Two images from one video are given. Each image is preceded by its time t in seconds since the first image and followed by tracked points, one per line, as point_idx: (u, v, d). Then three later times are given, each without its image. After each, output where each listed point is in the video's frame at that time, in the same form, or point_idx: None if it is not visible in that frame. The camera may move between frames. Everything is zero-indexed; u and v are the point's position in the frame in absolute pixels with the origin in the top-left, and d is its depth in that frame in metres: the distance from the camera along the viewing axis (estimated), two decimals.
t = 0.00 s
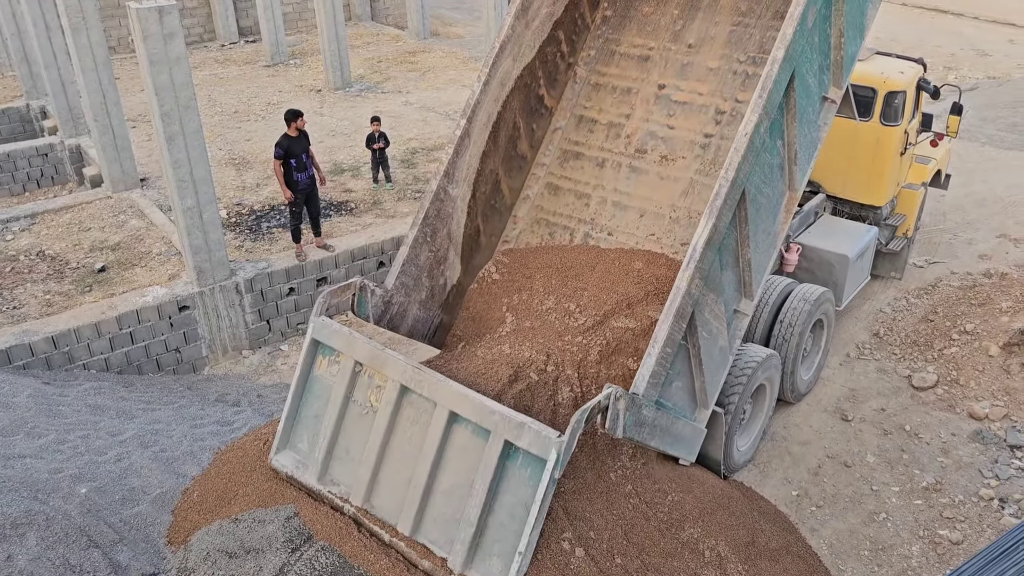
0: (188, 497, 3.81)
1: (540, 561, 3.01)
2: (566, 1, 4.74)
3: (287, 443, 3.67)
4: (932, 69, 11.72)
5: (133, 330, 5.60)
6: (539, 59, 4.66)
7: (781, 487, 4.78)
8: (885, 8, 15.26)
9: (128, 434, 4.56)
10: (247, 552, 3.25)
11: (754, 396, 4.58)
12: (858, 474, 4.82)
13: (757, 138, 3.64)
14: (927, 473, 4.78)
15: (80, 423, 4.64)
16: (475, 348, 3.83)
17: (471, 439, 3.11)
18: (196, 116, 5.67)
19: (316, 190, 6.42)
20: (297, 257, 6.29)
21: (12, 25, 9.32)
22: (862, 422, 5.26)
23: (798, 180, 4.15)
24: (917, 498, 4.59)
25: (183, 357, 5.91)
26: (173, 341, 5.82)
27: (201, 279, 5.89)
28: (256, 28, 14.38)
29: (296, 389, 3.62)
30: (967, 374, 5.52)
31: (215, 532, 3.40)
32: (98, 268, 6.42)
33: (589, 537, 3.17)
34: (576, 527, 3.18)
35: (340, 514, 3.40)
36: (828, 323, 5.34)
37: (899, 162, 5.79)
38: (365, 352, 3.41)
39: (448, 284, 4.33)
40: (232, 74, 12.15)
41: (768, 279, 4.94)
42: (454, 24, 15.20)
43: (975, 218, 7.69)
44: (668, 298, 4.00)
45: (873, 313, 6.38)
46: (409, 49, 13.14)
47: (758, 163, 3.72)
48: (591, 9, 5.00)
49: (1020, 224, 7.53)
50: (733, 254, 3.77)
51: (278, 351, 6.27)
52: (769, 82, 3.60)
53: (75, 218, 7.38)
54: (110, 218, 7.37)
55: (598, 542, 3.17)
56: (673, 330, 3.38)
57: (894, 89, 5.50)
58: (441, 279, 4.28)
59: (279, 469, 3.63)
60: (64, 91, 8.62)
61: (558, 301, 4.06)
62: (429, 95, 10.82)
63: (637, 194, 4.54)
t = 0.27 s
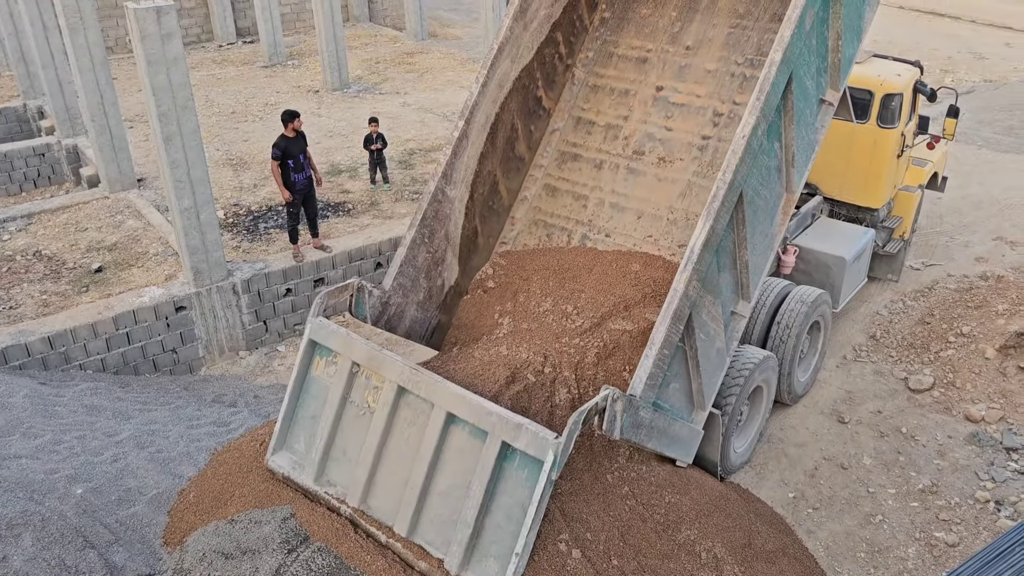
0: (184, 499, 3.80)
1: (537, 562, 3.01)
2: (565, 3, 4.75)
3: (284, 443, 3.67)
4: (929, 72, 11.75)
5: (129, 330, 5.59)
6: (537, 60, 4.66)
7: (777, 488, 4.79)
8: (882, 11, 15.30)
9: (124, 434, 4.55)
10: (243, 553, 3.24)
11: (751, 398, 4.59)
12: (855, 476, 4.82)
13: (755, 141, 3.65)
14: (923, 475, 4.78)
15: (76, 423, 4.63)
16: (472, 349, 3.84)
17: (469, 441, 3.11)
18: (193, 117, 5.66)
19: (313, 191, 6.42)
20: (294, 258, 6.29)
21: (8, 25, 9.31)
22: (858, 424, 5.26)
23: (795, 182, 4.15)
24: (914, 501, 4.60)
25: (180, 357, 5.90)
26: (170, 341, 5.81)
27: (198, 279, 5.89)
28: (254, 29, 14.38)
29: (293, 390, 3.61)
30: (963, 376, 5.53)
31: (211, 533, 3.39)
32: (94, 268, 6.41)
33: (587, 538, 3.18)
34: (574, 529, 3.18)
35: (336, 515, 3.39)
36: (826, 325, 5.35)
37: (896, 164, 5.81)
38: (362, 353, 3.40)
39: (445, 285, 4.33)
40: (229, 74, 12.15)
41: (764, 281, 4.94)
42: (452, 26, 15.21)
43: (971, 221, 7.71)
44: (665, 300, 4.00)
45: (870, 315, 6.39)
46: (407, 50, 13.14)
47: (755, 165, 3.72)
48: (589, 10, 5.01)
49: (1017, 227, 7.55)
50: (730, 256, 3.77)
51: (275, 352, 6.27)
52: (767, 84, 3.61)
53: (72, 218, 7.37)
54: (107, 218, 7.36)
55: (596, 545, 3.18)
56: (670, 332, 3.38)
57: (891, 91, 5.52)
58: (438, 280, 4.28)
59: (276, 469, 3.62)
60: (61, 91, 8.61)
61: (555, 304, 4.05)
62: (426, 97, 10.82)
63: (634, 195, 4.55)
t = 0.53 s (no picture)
0: (181, 498, 3.80)
1: (535, 562, 3.00)
2: (564, 2, 4.75)
3: (282, 442, 3.66)
4: (927, 73, 11.77)
5: (127, 329, 5.58)
6: (536, 60, 4.66)
7: (775, 488, 4.79)
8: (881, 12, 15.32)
9: (122, 433, 4.55)
10: (241, 553, 3.24)
11: (748, 398, 4.59)
12: (852, 476, 4.83)
13: (754, 141, 3.65)
14: (921, 475, 4.79)
15: (74, 422, 4.63)
16: (470, 348, 3.83)
17: (467, 440, 3.11)
18: (192, 116, 5.65)
19: (312, 190, 6.42)
20: (292, 257, 6.28)
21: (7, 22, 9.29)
22: (856, 424, 5.27)
23: (794, 182, 4.16)
24: (911, 501, 4.60)
25: (178, 356, 5.89)
26: (167, 340, 5.80)
27: (197, 278, 5.88)
28: (253, 27, 14.37)
29: (291, 389, 3.61)
30: (961, 377, 5.54)
31: (208, 533, 3.39)
32: (92, 267, 6.40)
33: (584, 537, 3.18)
34: (572, 528, 3.19)
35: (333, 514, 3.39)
36: (824, 326, 5.35)
37: (894, 165, 5.81)
38: (360, 352, 3.40)
39: (444, 284, 4.33)
40: (228, 73, 12.14)
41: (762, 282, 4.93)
42: (451, 25, 15.21)
43: (970, 222, 7.72)
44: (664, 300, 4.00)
45: (868, 315, 6.40)
46: (406, 49, 13.15)
47: (754, 165, 3.72)
48: (589, 10, 5.01)
49: (1015, 228, 7.56)
50: (729, 256, 3.77)
51: (273, 350, 6.26)
52: (765, 85, 3.61)
53: (70, 217, 7.36)
54: (105, 216, 7.35)
55: (593, 544, 3.18)
56: (669, 332, 3.38)
57: (889, 92, 5.53)
58: (437, 279, 4.28)
59: (274, 469, 3.62)
60: (59, 89, 8.60)
61: (553, 304, 4.05)
62: (425, 96, 10.82)
63: (633, 194, 4.55)
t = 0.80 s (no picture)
0: (179, 497, 3.79)
1: (533, 561, 3.00)
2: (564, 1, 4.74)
3: (280, 441, 3.66)
4: (927, 73, 11.77)
5: (126, 327, 5.58)
6: (535, 59, 4.65)
7: (773, 488, 4.79)
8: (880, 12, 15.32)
9: (120, 431, 4.55)
10: (239, 551, 3.24)
11: (747, 398, 4.59)
12: (851, 476, 4.83)
13: (753, 140, 3.65)
14: (919, 475, 4.79)
15: (72, 420, 4.63)
16: (469, 347, 3.83)
17: (466, 439, 3.11)
18: (191, 114, 5.64)
19: (312, 188, 6.42)
20: (291, 256, 6.27)
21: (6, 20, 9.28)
22: (855, 424, 5.27)
23: (793, 182, 4.16)
24: (909, 500, 4.61)
25: (177, 354, 5.89)
26: (166, 338, 5.80)
27: (196, 276, 5.87)
28: (253, 25, 14.36)
29: (290, 387, 3.61)
30: (959, 377, 5.54)
31: (207, 531, 3.39)
32: (91, 265, 6.40)
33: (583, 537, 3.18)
34: (571, 528, 3.19)
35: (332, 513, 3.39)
36: (823, 325, 5.36)
37: (893, 165, 5.81)
38: (359, 351, 3.40)
39: (442, 282, 4.32)
40: (227, 71, 12.13)
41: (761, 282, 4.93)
42: (451, 24, 15.21)
43: (968, 222, 7.72)
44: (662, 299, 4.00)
45: (867, 315, 6.40)
46: (405, 48, 13.14)
47: (753, 165, 3.72)
48: (588, 9, 5.00)
49: (1014, 228, 7.56)
50: (728, 255, 3.77)
51: (272, 349, 6.26)
52: (765, 84, 3.61)
53: (69, 214, 7.36)
54: (104, 214, 7.35)
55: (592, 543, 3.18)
56: (668, 331, 3.38)
57: (889, 92, 5.53)
58: (436, 278, 4.28)
59: (272, 467, 3.62)
60: (58, 87, 8.59)
61: (552, 303, 4.05)
62: (425, 95, 10.82)
63: (632, 193, 4.55)
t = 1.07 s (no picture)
0: (178, 495, 3.79)
1: (531, 560, 3.00)
2: None
3: (279, 439, 3.66)
4: (926, 73, 11.78)
5: (125, 326, 5.57)
6: (535, 58, 4.65)
7: (772, 487, 4.80)
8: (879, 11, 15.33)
9: (119, 429, 4.55)
10: (238, 550, 3.24)
11: (746, 397, 4.59)
12: (849, 475, 4.84)
13: (752, 139, 3.65)
14: (918, 474, 4.79)
15: (71, 418, 4.62)
16: (468, 346, 3.83)
17: (465, 438, 3.11)
18: (190, 112, 5.64)
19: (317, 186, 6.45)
20: (289, 254, 6.27)
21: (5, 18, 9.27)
22: (853, 423, 5.28)
23: (793, 181, 4.16)
24: (907, 499, 4.61)
25: (175, 353, 5.89)
26: (165, 337, 5.80)
27: (195, 275, 5.87)
28: (252, 24, 14.36)
29: (289, 386, 3.61)
30: (958, 376, 5.54)
31: (206, 529, 3.39)
32: (90, 263, 6.40)
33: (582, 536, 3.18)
34: (570, 527, 3.19)
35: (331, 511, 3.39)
36: (821, 324, 5.36)
37: (892, 164, 5.81)
38: (358, 349, 3.40)
39: (441, 281, 4.33)
40: (226, 69, 12.13)
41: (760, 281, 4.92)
42: (450, 22, 15.20)
43: (967, 221, 7.72)
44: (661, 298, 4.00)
45: (866, 314, 6.41)
46: (404, 46, 13.14)
47: (752, 164, 3.72)
48: (588, 8, 5.00)
49: (1012, 227, 7.57)
50: (727, 255, 3.78)
51: (271, 347, 6.26)
52: (763, 83, 3.61)
53: (68, 213, 7.36)
54: (103, 212, 7.35)
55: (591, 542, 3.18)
56: (667, 330, 3.38)
57: (888, 91, 5.53)
58: (435, 276, 4.28)
59: (271, 465, 3.61)
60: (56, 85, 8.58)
61: (551, 302, 4.05)
62: (424, 93, 10.82)
63: (631, 192, 4.55)
